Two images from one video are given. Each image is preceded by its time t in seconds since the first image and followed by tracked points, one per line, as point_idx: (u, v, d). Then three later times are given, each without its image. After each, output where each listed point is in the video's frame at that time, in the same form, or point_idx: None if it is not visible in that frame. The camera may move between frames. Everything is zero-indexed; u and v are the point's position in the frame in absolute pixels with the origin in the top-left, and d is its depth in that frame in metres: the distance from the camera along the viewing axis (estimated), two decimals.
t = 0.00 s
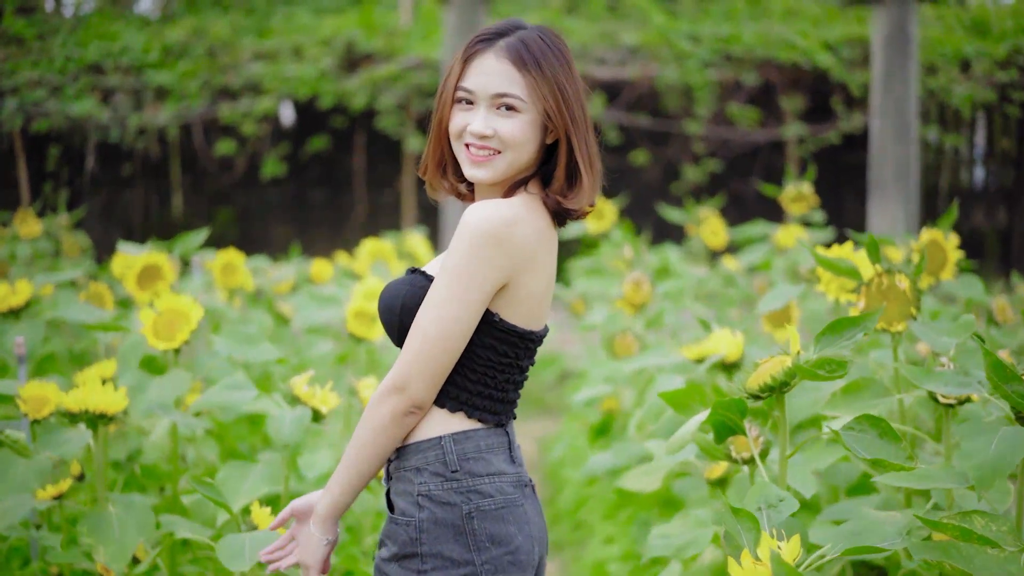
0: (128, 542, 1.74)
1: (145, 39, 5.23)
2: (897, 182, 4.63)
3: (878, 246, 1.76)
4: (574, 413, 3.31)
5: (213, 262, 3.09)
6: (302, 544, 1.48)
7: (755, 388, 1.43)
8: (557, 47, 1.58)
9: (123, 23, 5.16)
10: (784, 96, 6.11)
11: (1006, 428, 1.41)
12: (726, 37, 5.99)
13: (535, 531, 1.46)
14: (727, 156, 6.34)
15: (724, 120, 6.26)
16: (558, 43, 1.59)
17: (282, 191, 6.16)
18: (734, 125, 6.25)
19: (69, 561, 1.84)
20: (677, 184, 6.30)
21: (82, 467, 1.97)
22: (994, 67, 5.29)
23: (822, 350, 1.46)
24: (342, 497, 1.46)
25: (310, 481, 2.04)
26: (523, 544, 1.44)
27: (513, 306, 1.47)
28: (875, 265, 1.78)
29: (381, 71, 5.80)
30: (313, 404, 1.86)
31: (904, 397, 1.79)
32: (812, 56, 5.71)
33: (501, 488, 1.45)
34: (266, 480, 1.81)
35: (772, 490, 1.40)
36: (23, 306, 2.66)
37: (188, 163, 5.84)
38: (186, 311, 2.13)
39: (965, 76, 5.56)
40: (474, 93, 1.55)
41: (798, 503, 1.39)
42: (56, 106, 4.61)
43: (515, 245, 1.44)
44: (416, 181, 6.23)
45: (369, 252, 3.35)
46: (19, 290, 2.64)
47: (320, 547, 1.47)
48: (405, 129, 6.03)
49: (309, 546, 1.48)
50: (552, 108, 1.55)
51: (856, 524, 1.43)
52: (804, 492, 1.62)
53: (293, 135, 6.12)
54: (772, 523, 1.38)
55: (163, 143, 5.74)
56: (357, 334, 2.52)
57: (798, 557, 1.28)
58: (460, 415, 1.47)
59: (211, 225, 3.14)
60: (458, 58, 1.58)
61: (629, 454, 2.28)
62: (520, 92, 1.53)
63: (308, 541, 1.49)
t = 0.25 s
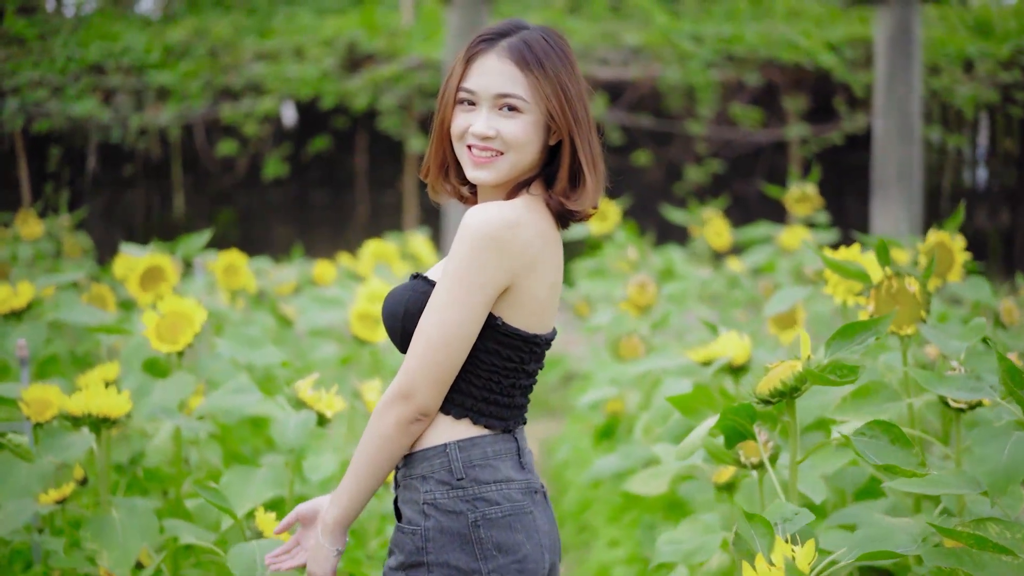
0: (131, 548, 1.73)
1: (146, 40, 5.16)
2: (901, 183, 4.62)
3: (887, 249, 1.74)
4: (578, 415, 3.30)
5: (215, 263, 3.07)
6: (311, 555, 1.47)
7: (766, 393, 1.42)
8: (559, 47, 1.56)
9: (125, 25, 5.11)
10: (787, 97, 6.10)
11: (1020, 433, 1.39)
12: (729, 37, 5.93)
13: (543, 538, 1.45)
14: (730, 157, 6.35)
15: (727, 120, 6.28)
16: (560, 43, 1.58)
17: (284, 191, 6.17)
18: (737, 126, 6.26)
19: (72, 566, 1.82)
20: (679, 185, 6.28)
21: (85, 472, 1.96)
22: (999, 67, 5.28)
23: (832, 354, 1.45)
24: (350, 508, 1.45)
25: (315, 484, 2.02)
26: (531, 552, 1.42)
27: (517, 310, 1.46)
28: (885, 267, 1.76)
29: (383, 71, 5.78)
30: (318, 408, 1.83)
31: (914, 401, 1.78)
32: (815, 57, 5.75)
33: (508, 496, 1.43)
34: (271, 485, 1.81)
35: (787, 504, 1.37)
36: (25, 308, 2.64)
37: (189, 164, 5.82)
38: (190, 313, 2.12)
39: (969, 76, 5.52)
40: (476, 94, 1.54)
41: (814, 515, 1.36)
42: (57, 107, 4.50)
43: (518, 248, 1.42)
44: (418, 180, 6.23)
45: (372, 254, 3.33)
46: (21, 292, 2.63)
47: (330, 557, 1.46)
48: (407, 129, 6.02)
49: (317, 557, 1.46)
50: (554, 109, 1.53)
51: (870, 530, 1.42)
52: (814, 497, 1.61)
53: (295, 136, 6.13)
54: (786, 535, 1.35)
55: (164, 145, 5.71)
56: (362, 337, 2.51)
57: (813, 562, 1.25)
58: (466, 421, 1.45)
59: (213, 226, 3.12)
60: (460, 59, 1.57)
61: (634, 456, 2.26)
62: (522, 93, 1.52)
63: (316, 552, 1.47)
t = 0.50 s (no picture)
0: (138, 555, 1.72)
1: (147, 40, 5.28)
2: (905, 184, 4.61)
3: (897, 252, 1.74)
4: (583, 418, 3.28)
5: (219, 266, 3.06)
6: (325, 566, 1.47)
7: (777, 400, 1.40)
8: (563, 49, 1.55)
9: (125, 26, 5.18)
10: (790, 98, 6.10)
11: None
12: (732, 39, 5.92)
13: (553, 546, 1.43)
14: (733, 158, 6.33)
15: (731, 121, 6.29)
16: (563, 46, 1.56)
17: (287, 193, 6.15)
18: (741, 127, 6.24)
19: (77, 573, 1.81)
20: (682, 186, 6.26)
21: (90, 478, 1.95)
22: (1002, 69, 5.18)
23: (845, 360, 1.44)
24: (361, 520, 1.44)
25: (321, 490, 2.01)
26: (540, 560, 1.41)
27: (523, 315, 1.45)
28: (896, 272, 1.75)
29: (385, 72, 5.75)
30: (325, 413, 1.83)
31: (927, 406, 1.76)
32: (817, 57, 5.69)
33: (517, 503, 1.42)
34: (278, 490, 1.79)
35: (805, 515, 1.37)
36: (28, 311, 2.64)
37: (190, 164, 5.84)
38: (195, 317, 2.11)
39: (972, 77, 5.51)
40: (479, 98, 1.53)
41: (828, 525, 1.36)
42: (59, 108, 4.60)
43: (523, 254, 1.41)
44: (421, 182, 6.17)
45: (375, 258, 3.33)
46: (25, 295, 2.62)
47: (343, 569, 1.45)
48: (409, 131, 5.97)
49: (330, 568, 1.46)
50: (558, 113, 1.52)
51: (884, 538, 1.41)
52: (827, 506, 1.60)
53: (298, 137, 6.11)
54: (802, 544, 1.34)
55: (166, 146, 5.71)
56: (368, 341, 2.50)
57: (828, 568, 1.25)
58: (475, 428, 1.44)
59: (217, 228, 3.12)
60: (463, 63, 1.55)
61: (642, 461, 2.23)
62: (526, 96, 1.51)
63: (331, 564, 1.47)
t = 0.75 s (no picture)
0: (144, 560, 1.72)
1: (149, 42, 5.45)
2: (907, 186, 4.61)
3: (907, 256, 1.73)
4: (585, 421, 3.27)
5: (222, 268, 3.05)
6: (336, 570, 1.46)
7: (788, 406, 1.40)
8: (568, 52, 1.54)
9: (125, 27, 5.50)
10: (792, 99, 6.09)
11: None
12: (734, 40, 5.93)
13: (561, 550, 1.43)
14: (735, 160, 6.30)
15: (733, 123, 6.23)
16: (568, 49, 1.56)
17: (288, 194, 6.06)
18: (743, 129, 6.19)
19: None
20: (684, 187, 6.24)
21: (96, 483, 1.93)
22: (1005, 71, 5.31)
23: (854, 365, 1.43)
24: (369, 524, 1.43)
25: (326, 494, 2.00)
26: (548, 564, 1.41)
27: (531, 318, 1.44)
28: (905, 276, 1.74)
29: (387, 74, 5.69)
30: (331, 418, 1.83)
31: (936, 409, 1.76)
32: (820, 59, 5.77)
33: (526, 508, 1.41)
34: (284, 496, 1.80)
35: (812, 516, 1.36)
36: (31, 314, 2.63)
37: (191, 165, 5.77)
38: (201, 321, 2.11)
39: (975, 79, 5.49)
40: (484, 101, 1.52)
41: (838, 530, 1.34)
42: (60, 108, 4.87)
43: (530, 257, 1.41)
44: (423, 183, 6.08)
45: (379, 260, 3.32)
46: (28, 297, 2.60)
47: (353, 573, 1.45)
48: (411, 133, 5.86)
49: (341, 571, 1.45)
50: (563, 115, 1.51)
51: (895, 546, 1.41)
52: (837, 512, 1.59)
53: (299, 139, 6.02)
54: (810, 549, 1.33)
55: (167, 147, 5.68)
56: (372, 344, 2.49)
57: None
58: (484, 432, 1.44)
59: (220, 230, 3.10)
60: (468, 67, 1.55)
61: (646, 466, 2.27)
62: (531, 99, 1.50)
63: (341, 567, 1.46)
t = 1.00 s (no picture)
0: (148, 564, 1.71)
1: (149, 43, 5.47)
2: (910, 187, 4.59)
3: (914, 259, 1.72)
4: (587, 423, 3.26)
5: (224, 270, 3.04)
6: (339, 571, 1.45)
7: (798, 410, 1.39)
8: (574, 55, 1.54)
9: (125, 28, 5.49)
10: (793, 100, 6.09)
11: None
12: (735, 40, 5.99)
13: (569, 551, 1.43)
14: (736, 160, 6.24)
15: (733, 124, 6.18)
16: (574, 52, 1.55)
17: (289, 195, 6.00)
18: (744, 129, 6.17)
19: None
20: (685, 188, 6.23)
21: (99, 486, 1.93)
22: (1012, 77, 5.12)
23: (865, 369, 1.42)
24: (374, 525, 1.42)
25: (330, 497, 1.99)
26: (557, 566, 1.41)
27: (540, 322, 1.43)
28: (911, 278, 1.74)
29: (387, 74, 5.67)
30: (336, 421, 1.82)
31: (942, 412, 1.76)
32: (821, 61, 5.85)
33: (535, 509, 1.41)
34: (290, 499, 1.80)
35: (821, 516, 1.35)
36: (33, 316, 2.62)
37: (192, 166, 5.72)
38: (205, 324, 2.10)
39: (976, 79, 5.38)
40: (490, 104, 1.51)
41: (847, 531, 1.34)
42: (61, 109, 4.83)
43: (539, 260, 1.40)
44: (424, 184, 6.01)
45: (381, 262, 3.32)
46: (31, 300, 2.60)
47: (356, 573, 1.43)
48: (411, 133, 5.83)
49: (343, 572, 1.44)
50: (570, 118, 1.50)
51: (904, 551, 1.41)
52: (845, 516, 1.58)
53: (300, 141, 5.97)
54: (820, 551, 1.33)
55: (167, 147, 5.63)
56: (376, 345, 2.49)
57: None
58: (492, 434, 1.43)
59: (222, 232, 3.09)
60: (475, 70, 1.54)
61: (650, 468, 2.24)
62: (537, 102, 1.49)
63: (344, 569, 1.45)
